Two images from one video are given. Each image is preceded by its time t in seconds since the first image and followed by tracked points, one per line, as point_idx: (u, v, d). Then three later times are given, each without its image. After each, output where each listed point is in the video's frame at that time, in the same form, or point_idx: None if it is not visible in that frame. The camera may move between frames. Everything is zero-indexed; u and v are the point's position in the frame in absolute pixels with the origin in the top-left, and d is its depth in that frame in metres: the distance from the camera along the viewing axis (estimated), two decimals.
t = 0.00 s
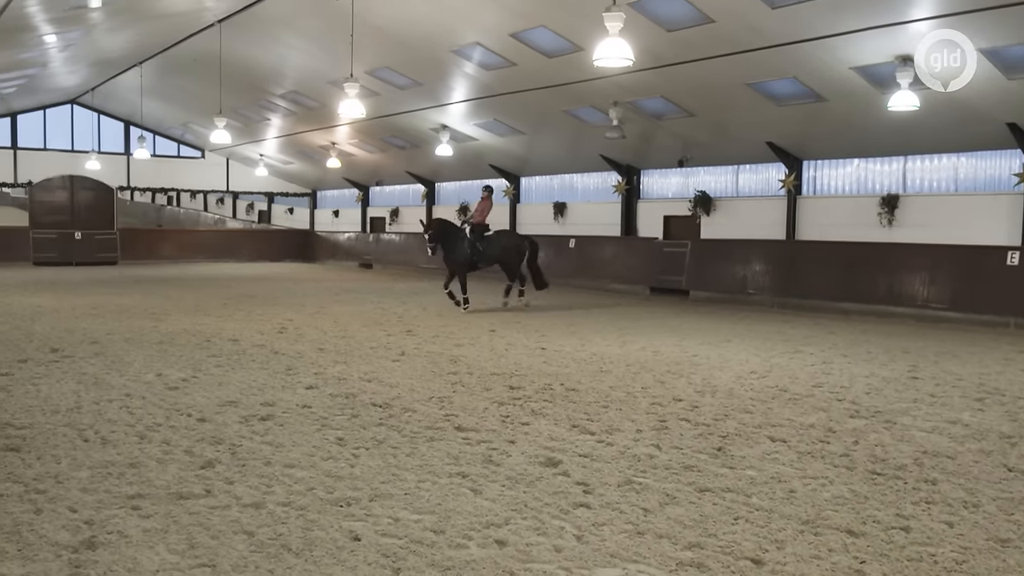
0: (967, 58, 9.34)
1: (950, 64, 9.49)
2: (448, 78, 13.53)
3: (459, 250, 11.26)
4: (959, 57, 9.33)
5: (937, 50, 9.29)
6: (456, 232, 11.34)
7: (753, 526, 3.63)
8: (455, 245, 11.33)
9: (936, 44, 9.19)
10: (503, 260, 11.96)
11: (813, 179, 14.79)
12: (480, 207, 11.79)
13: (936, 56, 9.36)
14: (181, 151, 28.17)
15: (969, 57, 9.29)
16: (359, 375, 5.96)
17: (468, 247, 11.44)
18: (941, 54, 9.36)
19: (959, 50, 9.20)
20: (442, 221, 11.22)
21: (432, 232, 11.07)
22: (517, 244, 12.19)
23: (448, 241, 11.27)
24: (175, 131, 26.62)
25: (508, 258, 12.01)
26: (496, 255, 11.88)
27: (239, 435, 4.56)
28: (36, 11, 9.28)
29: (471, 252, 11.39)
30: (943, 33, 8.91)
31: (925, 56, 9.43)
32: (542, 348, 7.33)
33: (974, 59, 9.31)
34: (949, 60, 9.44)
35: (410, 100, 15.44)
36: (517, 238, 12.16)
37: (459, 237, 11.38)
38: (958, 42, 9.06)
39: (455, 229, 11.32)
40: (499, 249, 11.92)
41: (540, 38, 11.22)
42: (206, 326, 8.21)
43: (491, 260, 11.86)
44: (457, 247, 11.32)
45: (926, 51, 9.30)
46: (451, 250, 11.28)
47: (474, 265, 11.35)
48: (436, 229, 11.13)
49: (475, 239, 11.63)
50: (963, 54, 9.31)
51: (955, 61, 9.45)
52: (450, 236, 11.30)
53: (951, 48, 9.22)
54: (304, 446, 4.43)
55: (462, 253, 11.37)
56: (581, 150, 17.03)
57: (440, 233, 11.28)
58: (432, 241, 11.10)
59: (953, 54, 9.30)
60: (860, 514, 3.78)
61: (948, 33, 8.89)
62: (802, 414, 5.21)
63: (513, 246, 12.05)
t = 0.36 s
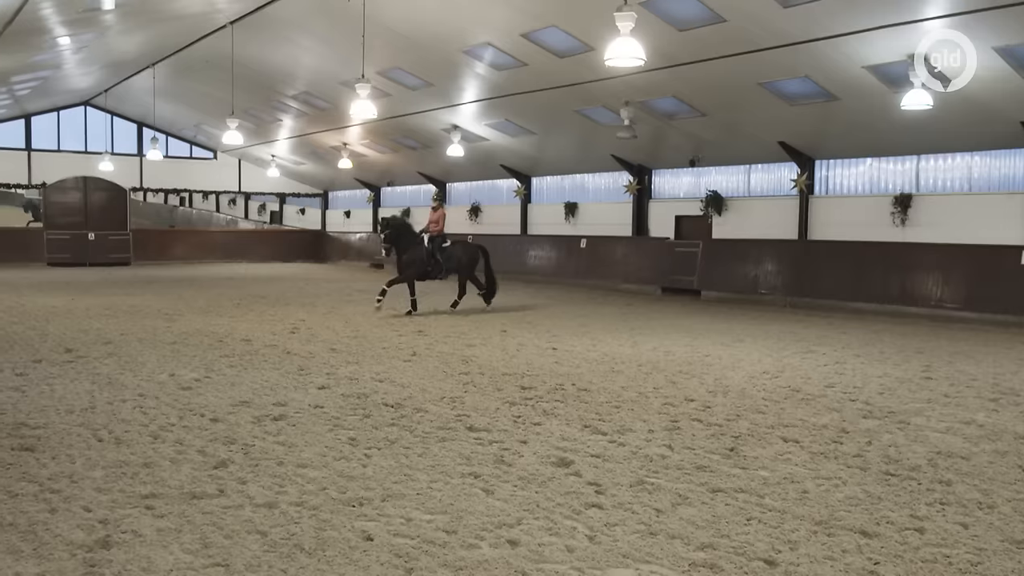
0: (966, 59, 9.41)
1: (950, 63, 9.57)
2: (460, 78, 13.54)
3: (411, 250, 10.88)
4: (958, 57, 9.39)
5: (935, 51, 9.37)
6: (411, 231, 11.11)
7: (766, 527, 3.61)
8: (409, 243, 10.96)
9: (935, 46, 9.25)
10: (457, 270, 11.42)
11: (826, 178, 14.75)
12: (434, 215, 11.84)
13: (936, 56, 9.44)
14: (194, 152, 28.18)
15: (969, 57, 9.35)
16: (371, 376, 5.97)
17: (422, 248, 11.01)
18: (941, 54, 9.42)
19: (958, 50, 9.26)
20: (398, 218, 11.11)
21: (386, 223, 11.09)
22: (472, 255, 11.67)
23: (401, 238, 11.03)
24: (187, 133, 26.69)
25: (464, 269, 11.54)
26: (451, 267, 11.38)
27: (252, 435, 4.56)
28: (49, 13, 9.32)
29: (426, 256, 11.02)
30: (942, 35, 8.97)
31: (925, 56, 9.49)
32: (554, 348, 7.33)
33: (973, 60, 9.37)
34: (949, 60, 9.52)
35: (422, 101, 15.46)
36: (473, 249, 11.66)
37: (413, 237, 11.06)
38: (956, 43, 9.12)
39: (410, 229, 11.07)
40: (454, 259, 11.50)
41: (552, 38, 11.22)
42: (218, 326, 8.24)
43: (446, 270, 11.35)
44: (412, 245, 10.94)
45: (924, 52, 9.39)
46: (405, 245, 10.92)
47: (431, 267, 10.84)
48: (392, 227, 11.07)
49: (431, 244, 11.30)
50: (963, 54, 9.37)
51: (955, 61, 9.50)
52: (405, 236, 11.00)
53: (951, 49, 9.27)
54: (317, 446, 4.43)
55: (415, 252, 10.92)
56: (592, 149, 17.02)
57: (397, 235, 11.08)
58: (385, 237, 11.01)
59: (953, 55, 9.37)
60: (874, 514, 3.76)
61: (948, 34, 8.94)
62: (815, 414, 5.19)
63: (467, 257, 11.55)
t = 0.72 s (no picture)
0: (966, 60, 9.38)
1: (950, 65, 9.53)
2: (471, 81, 13.56)
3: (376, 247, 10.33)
4: (959, 57, 9.37)
5: (936, 52, 9.33)
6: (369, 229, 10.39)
7: (780, 531, 3.59)
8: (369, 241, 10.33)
9: (935, 47, 9.25)
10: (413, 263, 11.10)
11: (838, 181, 14.73)
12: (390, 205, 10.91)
13: (936, 58, 9.40)
14: (206, 156, 28.26)
15: (969, 58, 9.33)
16: (383, 379, 5.97)
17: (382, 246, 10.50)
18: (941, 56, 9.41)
19: (958, 51, 9.26)
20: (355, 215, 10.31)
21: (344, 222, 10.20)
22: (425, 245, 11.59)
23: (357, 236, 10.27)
24: (200, 136, 26.81)
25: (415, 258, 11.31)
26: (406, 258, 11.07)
27: (265, 437, 4.57)
28: (65, 18, 9.39)
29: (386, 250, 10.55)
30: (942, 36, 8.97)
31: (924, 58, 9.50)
32: (566, 351, 7.33)
33: (973, 61, 9.35)
34: (949, 61, 9.48)
35: (433, 104, 15.50)
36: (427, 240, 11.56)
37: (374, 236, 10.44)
38: (957, 43, 9.09)
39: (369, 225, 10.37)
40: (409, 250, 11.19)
41: (563, 41, 11.23)
42: (230, 329, 8.27)
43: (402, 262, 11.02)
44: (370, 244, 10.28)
45: (926, 53, 9.34)
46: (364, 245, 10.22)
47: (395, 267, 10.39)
48: (351, 222, 10.19)
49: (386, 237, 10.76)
50: (963, 55, 9.35)
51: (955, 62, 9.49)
52: (365, 233, 10.30)
53: (951, 50, 9.27)
54: (330, 449, 4.43)
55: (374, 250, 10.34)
56: (604, 153, 17.02)
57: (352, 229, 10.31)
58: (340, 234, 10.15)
59: (953, 55, 9.34)
60: (888, 519, 3.74)
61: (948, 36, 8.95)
62: (829, 418, 5.16)
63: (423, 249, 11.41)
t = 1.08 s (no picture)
0: (967, 60, 9.37)
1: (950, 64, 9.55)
2: (488, 84, 13.59)
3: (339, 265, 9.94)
4: (958, 57, 9.36)
5: (935, 51, 9.35)
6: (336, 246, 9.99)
7: (802, 534, 3.57)
8: (334, 259, 9.96)
9: (934, 46, 9.26)
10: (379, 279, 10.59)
11: (858, 182, 14.66)
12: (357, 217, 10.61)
13: (936, 56, 9.42)
14: (224, 161, 28.42)
15: (969, 59, 9.33)
16: (402, 382, 5.98)
17: (348, 263, 10.09)
18: (941, 55, 9.42)
19: (958, 50, 9.25)
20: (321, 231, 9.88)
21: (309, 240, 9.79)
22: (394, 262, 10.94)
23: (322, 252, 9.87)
24: (218, 141, 26.97)
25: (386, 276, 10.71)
26: (374, 276, 10.54)
27: (286, 440, 4.58)
28: (86, 26, 9.48)
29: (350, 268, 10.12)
30: (942, 36, 8.98)
31: (924, 55, 9.51)
32: (584, 353, 7.32)
33: (974, 61, 9.34)
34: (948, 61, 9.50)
35: (450, 108, 15.54)
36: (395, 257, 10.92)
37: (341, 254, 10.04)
38: (956, 43, 9.10)
39: (335, 241, 9.99)
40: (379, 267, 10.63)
41: (579, 43, 11.25)
42: (250, 333, 8.31)
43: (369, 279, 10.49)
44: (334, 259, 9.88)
45: (924, 51, 9.38)
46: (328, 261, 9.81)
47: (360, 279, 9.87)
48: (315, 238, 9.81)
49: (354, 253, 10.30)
50: (963, 55, 9.34)
51: (955, 61, 9.49)
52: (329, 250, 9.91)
53: (950, 49, 9.27)
54: (351, 452, 4.44)
55: (338, 267, 9.95)
56: (621, 155, 17.02)
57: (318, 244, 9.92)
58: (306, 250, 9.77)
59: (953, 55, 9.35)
60: (911, 521, 3.70)
61: (947, 35, 8.95)
62: (850, 421, 5.12)
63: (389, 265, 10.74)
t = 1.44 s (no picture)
0: (967, 61, 9.33)
1: (950, 63, 9.51)
2: (509, 89, 13.62)
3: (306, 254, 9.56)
4: (959, 57, 9.32)
5: (936, 50, 9.31)
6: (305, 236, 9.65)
7: (825, 542, 3.53)
8: (302, 248, 9.58)
9: (935, 46, 9.21)
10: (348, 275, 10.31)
11: (881, 187, 14.54)
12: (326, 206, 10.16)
13: (936, 55, 9.38)
14: (247, 165, 28.58)
15: (968, 59, 9.29)
16: (423, 386, 5.98)
17: (315, 255, 9.73)
18: (941, 54, 9.37)
19: (958, 51, 9.21)
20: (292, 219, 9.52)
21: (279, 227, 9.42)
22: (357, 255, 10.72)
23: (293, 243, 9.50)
24: (240, 146, 27.15)
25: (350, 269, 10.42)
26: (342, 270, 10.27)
27: (308, 443, 4.59)
28: (111, 32, 9.59)
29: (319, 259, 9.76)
30: (943, 36, 8.93)
31: (924, 54, 9.47)
32: (605, 358, 7.30)
33: (973, 62, 9.30)
34: (949, 60, 9.46)
35: (471, 113, 15.58)
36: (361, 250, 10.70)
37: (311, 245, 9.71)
38: (956, 43, 9.06)
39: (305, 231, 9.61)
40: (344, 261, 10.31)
41: (601, 48, 11.26)
42: (270, 336, 8.35)
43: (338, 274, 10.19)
44: (304, 254, 9.52)
45: (925, 50, 9.34)
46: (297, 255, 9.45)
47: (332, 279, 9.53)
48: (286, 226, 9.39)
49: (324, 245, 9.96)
50: (963, 56, 9.30)
51: (955, 62, 9.46)
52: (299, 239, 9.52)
53: (951, 50, 9.22)
54: (372, 455, 4.44)
55: (308, 261, 9.62)
56: (641, 159, 16.99)
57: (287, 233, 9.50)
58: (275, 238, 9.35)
59: (953, 55, 9.30)
60: (936, 530, 3.65)
61: (948, 37, 8.90)
62: (873, 428, 5.07)
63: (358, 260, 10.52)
